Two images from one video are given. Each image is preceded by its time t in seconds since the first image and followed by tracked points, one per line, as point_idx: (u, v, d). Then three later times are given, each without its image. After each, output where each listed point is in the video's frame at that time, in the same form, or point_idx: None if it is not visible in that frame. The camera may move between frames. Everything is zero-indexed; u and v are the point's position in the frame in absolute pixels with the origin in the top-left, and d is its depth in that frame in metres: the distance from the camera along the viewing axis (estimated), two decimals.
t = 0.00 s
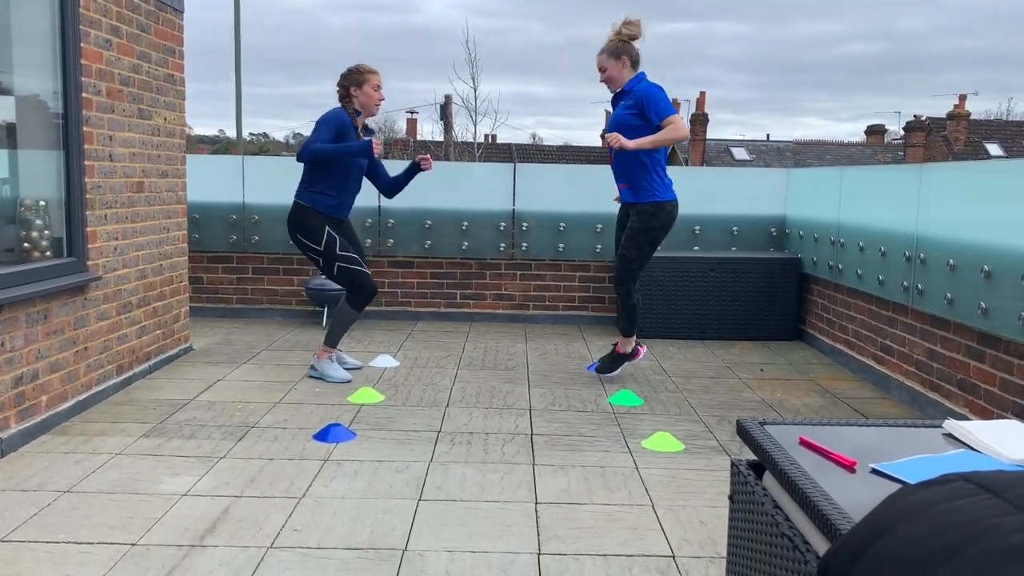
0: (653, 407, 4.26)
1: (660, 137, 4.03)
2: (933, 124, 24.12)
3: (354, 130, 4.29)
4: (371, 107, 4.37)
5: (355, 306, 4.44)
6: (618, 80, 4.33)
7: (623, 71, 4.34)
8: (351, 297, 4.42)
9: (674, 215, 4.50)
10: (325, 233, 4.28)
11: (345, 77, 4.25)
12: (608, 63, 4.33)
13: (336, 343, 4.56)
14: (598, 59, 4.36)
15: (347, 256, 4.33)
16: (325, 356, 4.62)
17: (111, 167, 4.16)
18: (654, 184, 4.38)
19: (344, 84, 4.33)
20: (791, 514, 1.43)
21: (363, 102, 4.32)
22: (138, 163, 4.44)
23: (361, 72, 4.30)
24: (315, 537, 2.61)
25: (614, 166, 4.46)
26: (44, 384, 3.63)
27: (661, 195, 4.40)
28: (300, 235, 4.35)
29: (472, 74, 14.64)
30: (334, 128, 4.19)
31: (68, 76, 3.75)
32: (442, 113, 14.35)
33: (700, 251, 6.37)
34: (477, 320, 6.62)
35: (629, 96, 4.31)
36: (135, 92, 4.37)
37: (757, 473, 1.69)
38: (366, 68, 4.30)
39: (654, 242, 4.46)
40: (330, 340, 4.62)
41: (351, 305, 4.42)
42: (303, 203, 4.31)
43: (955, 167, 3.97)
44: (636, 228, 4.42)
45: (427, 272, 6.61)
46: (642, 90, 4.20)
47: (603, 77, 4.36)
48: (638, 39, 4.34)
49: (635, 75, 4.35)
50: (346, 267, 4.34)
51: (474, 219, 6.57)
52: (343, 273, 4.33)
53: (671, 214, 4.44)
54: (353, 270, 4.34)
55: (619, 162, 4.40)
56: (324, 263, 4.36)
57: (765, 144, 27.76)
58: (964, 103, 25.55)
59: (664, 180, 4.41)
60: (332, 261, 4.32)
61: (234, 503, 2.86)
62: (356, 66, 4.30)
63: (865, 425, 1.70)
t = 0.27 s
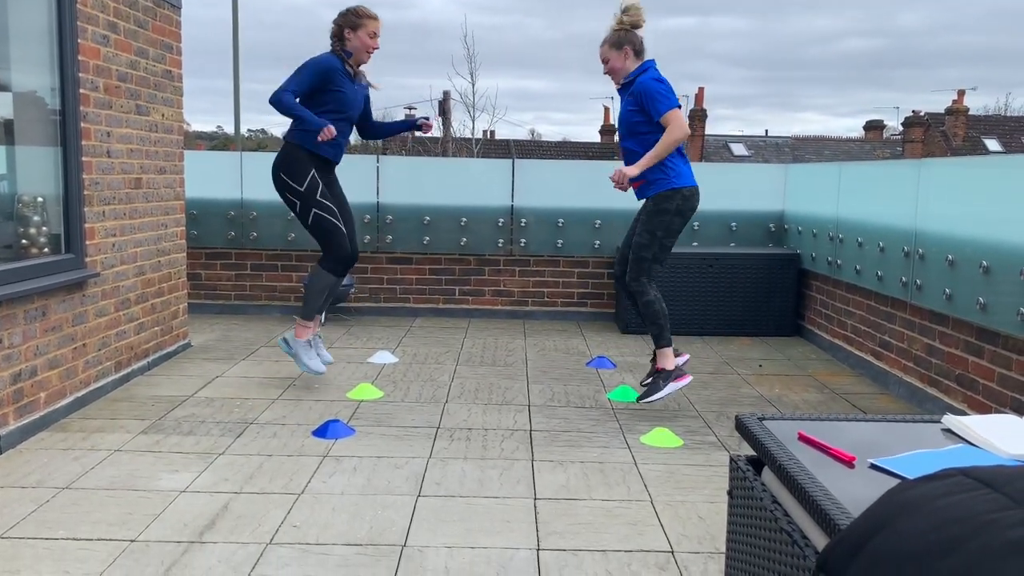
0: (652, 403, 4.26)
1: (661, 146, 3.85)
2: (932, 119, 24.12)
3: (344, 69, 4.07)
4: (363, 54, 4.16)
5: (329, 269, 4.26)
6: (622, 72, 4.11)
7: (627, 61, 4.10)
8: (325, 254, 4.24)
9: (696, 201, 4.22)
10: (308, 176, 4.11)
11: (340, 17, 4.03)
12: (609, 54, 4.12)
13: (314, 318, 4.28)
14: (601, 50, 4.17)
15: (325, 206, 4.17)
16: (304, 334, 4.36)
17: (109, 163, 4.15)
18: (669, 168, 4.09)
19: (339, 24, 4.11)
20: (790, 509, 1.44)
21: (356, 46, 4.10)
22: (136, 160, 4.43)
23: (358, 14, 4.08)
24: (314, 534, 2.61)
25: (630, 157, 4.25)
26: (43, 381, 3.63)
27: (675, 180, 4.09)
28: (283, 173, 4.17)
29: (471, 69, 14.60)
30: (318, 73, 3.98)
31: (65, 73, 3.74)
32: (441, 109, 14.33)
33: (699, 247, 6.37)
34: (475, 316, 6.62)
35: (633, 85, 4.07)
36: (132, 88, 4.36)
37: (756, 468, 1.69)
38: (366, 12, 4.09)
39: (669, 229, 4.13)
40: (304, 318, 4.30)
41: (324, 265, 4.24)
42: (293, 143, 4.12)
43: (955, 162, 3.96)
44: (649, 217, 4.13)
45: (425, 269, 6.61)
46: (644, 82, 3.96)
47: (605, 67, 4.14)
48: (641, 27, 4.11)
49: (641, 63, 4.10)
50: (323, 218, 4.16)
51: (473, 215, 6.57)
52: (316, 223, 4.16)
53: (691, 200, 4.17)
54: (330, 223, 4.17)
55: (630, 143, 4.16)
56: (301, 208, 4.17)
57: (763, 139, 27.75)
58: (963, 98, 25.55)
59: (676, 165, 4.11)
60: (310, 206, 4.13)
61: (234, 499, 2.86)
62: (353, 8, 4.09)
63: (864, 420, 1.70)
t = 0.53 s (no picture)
0: (651, 398, 4.26)
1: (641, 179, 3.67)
2: (931, 114, 24.10)
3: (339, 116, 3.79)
4: (354, 91, 3.84)
5: (315, 312, 3.94)
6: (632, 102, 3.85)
7: (639, 93, 3.85)
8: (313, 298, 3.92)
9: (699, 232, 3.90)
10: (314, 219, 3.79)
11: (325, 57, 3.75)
12: (623, 82, 3.85)
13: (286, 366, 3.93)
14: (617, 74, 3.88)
15: (325, 249, 3.84)
16: (275, 379, 3.95)
17: (108, 159, 4.14)
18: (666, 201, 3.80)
19: (326, 63, 3.81)
20: (790, 505, 1.44)
21: (345, 85, 3.80)
22: (135, 155, 4.43)
23: (342, 51, 3.79)
24: (314, 529, 2.61)
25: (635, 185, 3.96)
26: (43, 376, 3.63)
27: (674, 211, 3.78)
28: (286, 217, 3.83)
29: (470, 65, 14.57)
30: (312, 128, 3.70)
31: (65, 69, 3.74)
32: (440, 105, 14.31)
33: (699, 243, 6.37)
34: (475, 312, 6.62)
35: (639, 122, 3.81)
36: (131, 84, 4.35)
37: (755, 464, 1.69)
38: (350, 47, 3.80)
39: (672, 257, 3.81)
40: (278, 362, 3.93)
41: (313, 309, 3.92)
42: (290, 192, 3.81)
43: (955, 159, 3.95)
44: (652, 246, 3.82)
45: (425, 265, 6.61)
46: (648, 120, 3.71)
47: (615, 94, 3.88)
48: (660, 64, 3.81)
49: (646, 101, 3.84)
50: (320, 261, 3.84)
51: (473, 210, 6.57)
52: (313, 267, 3.83)
53: (693, 230, 3.85)
54: (325, 267, 3.85)
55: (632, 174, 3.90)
56: (299, 251, 3.82)
57: (763, 135, 27.73)
58: (963, 94, 25.52)
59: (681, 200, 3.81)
60: (310, 249, 3.80)
61: (234, 495, 2.86)
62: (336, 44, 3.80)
63: (863, 416, 1.70)
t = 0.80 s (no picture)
0: (651, 394, 4.26)
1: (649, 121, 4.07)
2: (932, 110, 24.08)
3: (355, 52, 4.08)
4: (373, 37, 4.13)
5: (340, 251, 4.24)
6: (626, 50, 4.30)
7: (632, 40, 4.29)
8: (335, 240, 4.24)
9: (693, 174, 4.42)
10: (319, 163, 4.13)
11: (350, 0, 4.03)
12: (615, 32, 4.29)
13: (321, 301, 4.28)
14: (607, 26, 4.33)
15: (337, 191, 4.18)
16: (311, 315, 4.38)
17: (108, 154, 4.14)
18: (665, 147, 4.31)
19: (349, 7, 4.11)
20: (790, 501, 1.44)
21: (366, 29, 4.09)
22: (136, 150, 4.42)
23: None
24: (314, 524, 2.61)
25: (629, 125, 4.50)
26: (43, 371, 3.63)
27: (673, 155, 4.31)
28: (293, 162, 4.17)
29: (470, 60, 14.56)
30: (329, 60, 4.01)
31: (65, 65, 3.73)
32: (441, 101, 14.30)
33: (699, 239, 6.36)
34: (475, 308, 6.62)
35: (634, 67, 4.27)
36: (131, 79, 4.34)
37: (756, 460, 1.69)
38: None
39: (668, 202, 4.34)
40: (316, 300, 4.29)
41: (336, 247, 4.22)
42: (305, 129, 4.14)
43: (955, 155, 3.95)
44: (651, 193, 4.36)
45: (425, 260, 6.61)
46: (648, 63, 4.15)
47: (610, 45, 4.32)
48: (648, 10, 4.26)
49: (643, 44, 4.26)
50: (335, 202, 4.17)
51: (473, 206, 6.56)
52: (330, 208, 4.16)
53: (688, 173, 4.36)
54: (342, 209, 4.18)
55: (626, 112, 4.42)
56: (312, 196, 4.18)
57: (764, 131, 27.70)
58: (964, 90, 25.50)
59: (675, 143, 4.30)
60: (321, 193, 4.15)
61: (234, 490, 2.86)
62: None
63: (865, 412, 1.70)
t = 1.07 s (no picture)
0: (651, 390, 4.27)
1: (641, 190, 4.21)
2: (931, 106, 24.08)
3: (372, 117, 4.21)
4: (389, 89, 4.23)
5: (355, 288, 4.37)
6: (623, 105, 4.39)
7: (628, 97, 4.39)
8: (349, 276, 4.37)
9: (680, 230, 4.54)
10: (334, 207, 4.24)
11: (365, 59, 4.12)
12: (614, 85, 4.36)
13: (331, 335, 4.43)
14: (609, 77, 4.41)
15: (352, 233, 4.28)
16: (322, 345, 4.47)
17: (107, 150, 4.13)
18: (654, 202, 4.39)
19: (365, 64, 4.18)
20: (789, 497, 1.44)
21: (382, 84, 4.19)
22: (135, 146, 4.42)
23: (380, 53, 4.17)
24: (313, 520, 2.61)
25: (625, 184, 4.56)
26: (42, 367, 3.63)
27: (662, 210, 4.40)
28: (311, 206, 4.32)
29: (469, 56, 14.54)
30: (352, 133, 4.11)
31: (64, 60, 3.73)
32: (440, 96, 14.28)
33: (698, 235, 6.36)
34: (475, 304, 6.63)
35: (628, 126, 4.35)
36: (131, 74, 4.33)
37: (755, 456, 1.69)
38: (386, 49, 4.18)
39: (651, 250, 4.45)
40: (325, 332, 4.42)
41: (352, 285, 4.36)
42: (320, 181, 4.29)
43: (954, 152, 3.95)
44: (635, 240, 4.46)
45: (424, 256, 6.61)
46: (641, 129, 4.24)
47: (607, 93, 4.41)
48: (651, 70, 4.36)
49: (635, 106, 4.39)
50: (348, 244, 4.29)
51: (472, 202, 6.55)
52: (345, 249, 4.29)
53: (675, 226, 4.45)
54: (354, 247, 4.30)
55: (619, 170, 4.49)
56: (329, 239, 4.31)
57: (763, 127, 27.67)
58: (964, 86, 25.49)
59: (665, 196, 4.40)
60: (337, 236, 4.27)
61: (233, 486, 2.87)
62: (374, 45, 4.15)
63: (864, 408, 1.70)
